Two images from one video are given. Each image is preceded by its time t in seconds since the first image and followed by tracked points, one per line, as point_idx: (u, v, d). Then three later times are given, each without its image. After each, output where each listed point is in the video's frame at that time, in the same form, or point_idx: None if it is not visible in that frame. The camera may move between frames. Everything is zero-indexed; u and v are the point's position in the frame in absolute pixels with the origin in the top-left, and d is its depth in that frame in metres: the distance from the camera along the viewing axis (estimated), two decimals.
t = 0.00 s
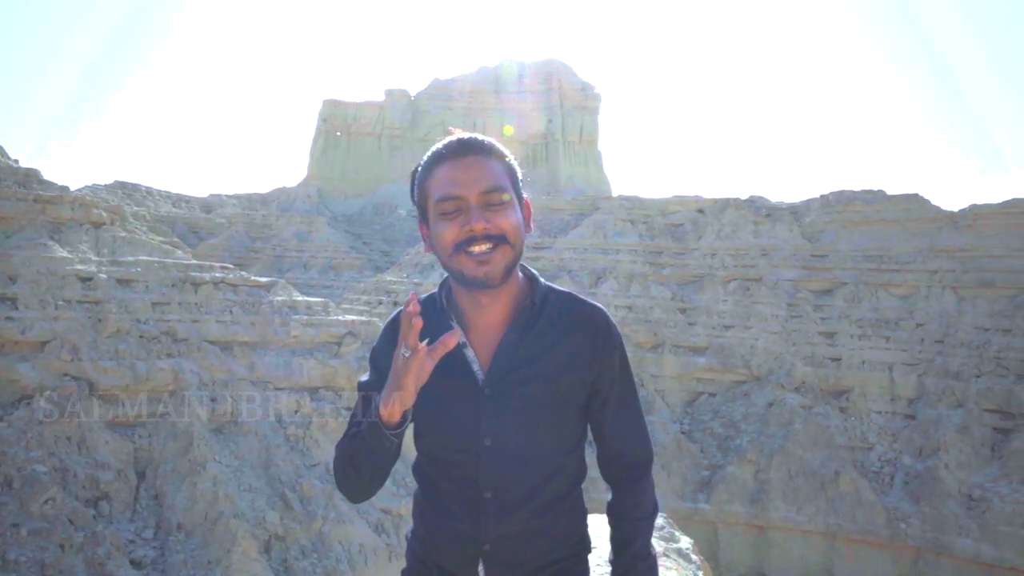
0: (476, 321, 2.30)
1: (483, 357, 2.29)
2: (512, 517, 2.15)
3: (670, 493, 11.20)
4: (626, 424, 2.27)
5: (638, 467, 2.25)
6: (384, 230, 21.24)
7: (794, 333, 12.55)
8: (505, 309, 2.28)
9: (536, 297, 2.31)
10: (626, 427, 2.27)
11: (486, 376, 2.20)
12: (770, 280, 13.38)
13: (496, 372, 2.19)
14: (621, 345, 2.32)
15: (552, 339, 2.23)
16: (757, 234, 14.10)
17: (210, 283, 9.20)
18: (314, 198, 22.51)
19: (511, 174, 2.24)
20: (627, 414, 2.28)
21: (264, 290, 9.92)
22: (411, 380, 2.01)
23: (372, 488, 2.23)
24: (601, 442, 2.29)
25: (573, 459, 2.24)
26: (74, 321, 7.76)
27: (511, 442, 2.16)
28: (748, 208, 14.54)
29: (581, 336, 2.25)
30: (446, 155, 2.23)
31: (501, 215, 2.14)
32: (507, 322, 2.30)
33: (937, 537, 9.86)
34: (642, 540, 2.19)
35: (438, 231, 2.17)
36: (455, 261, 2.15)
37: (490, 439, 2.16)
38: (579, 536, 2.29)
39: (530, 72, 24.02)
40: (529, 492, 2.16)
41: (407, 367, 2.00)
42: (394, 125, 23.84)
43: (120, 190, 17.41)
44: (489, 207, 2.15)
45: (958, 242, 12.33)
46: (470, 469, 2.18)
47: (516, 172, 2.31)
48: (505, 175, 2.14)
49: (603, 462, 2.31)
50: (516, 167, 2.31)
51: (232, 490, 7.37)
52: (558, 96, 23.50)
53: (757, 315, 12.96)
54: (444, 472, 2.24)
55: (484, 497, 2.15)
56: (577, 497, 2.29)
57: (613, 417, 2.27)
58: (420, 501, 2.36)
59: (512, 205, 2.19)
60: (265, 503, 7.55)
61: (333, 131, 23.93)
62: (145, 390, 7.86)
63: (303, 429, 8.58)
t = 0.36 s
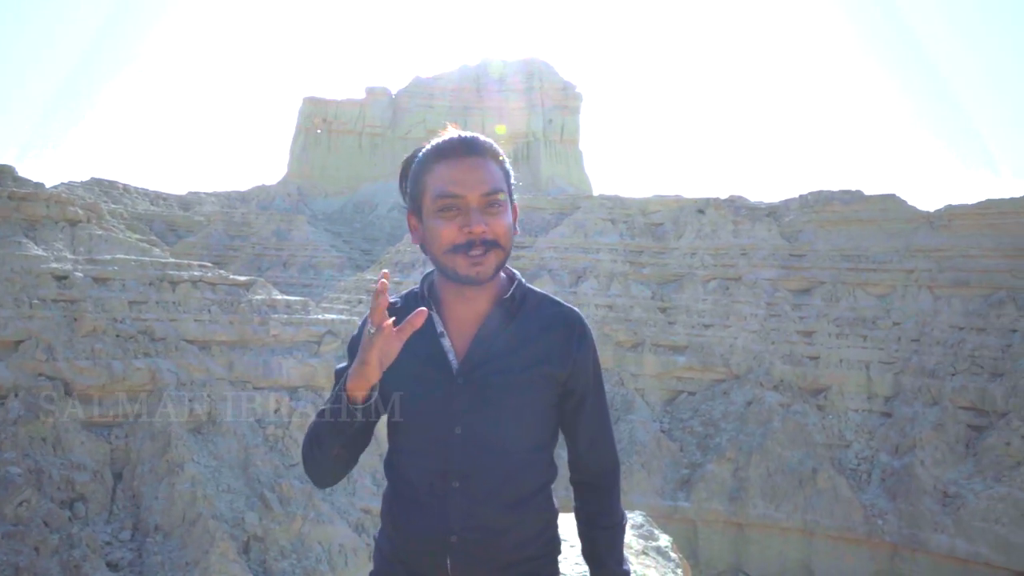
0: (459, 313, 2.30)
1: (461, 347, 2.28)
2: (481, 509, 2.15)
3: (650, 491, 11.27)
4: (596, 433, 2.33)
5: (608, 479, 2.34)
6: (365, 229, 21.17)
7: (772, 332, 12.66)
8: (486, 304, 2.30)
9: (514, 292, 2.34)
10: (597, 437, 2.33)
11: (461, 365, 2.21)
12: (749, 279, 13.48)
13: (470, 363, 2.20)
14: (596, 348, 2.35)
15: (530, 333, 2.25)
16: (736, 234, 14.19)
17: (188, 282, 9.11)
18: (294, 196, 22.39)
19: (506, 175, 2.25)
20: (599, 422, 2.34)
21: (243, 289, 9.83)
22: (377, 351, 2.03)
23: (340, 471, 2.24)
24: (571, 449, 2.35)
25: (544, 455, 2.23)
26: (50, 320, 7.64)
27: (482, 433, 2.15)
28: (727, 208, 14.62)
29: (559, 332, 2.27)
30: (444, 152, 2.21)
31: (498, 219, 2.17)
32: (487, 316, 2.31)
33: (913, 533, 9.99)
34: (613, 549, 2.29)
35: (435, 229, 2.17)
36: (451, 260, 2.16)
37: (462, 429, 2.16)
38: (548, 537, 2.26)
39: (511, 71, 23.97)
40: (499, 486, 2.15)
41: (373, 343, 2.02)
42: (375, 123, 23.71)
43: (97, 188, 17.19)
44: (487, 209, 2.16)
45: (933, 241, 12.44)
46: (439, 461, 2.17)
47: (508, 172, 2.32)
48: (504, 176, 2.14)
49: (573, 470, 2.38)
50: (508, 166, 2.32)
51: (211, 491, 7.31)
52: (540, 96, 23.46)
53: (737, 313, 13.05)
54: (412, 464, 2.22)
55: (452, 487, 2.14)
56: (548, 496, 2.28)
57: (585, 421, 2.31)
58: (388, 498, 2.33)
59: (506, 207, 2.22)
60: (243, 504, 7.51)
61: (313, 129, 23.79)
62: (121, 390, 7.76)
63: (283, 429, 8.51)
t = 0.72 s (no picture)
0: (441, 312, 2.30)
1: (444, 345, 2.28)
2: (463, 505, 2.16)
3: (637, 489, 11.33)
4: (577, 435, 2.36)
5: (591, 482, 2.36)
6: (350, 229, 21.14)
7: (757, 330, 12.75)
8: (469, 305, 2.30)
9: (498, 293, 2.35)
10: (580, 440, 2.36)
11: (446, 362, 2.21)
12: (734, 277, 13.55)
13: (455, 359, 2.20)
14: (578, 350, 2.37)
15: (513, 334, 2.27)
16: (721, 233, 14.27)
17: (173, 282, 9.04)
18: (279, 196, 22.29)
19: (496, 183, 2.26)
20: (582, 425, 2.36)
21: (228, 290, 9.78)
22: (374, 361, 2.05)
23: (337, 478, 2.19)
24: (553, 448, 2.37)
25: (526, 453, 2.24)
26: (33, 322, 7.54)
27: (465, 431, 2.16)
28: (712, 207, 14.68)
29: (541, 333, 2.29)
30: (435, 157, 2.21)
31: (484, 230, 2.18)
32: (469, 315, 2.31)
33: (897, 529, 10.10)
34: (594, 551, 2.33)
35: (421, 235, 2.17)
36: (435, 266, 2.17)
37: (443, 425, 2.17)
38: (529, 535, 2.28)
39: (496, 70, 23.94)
40: (481, 483, 2.17)
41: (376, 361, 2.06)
42: (360, 123, 23.63)
43: (80, 188, 17.02)
44: (474, 219, 2.17)
45: (915, 239, 12.54)
46: (423, 459, 2.16)
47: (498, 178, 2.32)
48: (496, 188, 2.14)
49: (556, 471, 2.40)
50: (498, 172, 2.32)
51: (196, 492, 7.27)
52: (525, 95, 23.45)
53: (722, 312, 13.13)
54: (394, 461, 2.20)
55: (433, 485, 2.15)
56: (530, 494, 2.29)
57: (567, 423, 2.33)
58: (366, 497, 2.32)
59: (493, 217, 2.23)
60: (229, 506, 7.48)
61: (298, 129, 23.69)
62: (105, 391, 7.70)
63: (268, 430, 8.47)
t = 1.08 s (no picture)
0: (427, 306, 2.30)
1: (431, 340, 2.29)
2: (452, 501, 2.16)
3: (628, 486, 11.37)
4: (564, 431, 2.36)
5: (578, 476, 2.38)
6: (341, 227, 21.15)
7: (748, 327, 12.80)
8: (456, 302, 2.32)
9: (485, 290, 2.35)
10: (567, 436, 2.37)
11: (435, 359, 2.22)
12: (724, 274, 13.60)
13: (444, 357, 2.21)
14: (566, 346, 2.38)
15: (501, 330, 2.28)
16: (712, 230, 14.31)
17: (162, 280, 8.99)
18: (269, 193, 22.20)
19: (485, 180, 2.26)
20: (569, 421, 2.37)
21: (218, 288, 9.73)
22: (390, 373, 1.96)
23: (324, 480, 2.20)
24: (541, 444, 2.38)
25: (515, 449, 2.25)
26: (20, 320, 7.45)
27: (455, 427, 2.17)
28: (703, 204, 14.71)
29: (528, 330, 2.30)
30: (425, 150, 2.21)
31: (469, 222, 2.17)
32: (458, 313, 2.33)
33: (887, 524, 10.16)
34: (582, 546, 2.34)
35: (406, 224, 2.17)
36: (418, 256, 2.17)
37: (433, 421, 2.17)
38: (518, 530, 2.28)
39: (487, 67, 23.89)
40: (470, 479, 2.17)
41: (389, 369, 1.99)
42: (350, 120, 23.55)
43: (68, 186, 16.90)
44: (460, 211, 2.17)
45: (905, 237, 12.60)
46: (413, 455, 2.16)
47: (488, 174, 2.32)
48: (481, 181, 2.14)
49: (544, 467, 2.41)
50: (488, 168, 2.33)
51: (187, 491, 7.24)
52: (516, 91, 23.41)
53: (712, 309, 13.21)
54: (383, 458, 2.19)
55: (423, 481, 2.15)
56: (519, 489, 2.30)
57: (556, 419, 2.34)
58: (356, 493, 2.31)
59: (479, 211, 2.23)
60: (220, 504, 7.46)
61: (288, 126, 23.61)
62: (94, 390, 7.65)
63: (259, 429, 8.44)
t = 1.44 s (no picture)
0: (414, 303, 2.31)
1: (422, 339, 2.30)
2: (444, 498, 2.16)
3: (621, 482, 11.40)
4: (554, 427, 2.37)
5: (568, 472, 2.38)
6: (332, 225, 21.11)
7: (739, 323, 12.86)
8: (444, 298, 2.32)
9: (476, 288, 2.34)
10: (557, 433, 2.37)
11: (427, 358, 2.22)
12: (716, 271, 13.65)
13: (435, 356, 2.21)
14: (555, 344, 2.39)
15: (493, 329, 2.28)
16: (703, 227, 14.34)
17: (152, 280, 8.94)
18: (259, 192, 22.13)
19: (461, 171, 2.23)
20: (559, 417, 2.37)
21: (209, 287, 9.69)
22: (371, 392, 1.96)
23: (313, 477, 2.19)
24: (531, 441, 2.38)
25: (506, 445, 2.25)
26: (10, 322, 7.40)
27: (446, 424, 2.17)
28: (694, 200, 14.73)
29: (518, 328, 2.31)
30: (400, 145, 2.24)
31: (432, 212, 2.16)
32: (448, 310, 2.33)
33: (878, 518, 10.22)
34: (573, 541, 2.35)
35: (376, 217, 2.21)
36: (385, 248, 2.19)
37: (424, 419, 2.16)
38: (508, 524, 2.29)
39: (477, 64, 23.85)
40: (462, 475, 2.17)
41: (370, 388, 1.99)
42: (341, 118, 23.48)
43: (56, 186, 16.80)
44: (425, 203, 2.16)
45: (894, 232, 12.65)
46: (404, 452, 2.16)
47: (472, 168, 2.30)
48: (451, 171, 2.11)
49: (534, 463, 2.41)
50: (471, 161, 2.30)
51: (179, 491, 7.22)
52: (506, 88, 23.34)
53: (704, 305, 13.26)
54: (374, 456, 2.19)
55: (413, 478, 2.14)
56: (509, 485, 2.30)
57: (547, 416, 2.34)
58: (346, 489, 2.31)
59: (450, 202, 2.20)
60: (213, 504, 7.44)
61: (279, 125, 23.53)
62: (85, 391, 7.60)
63: (251, 428, 8.42)
